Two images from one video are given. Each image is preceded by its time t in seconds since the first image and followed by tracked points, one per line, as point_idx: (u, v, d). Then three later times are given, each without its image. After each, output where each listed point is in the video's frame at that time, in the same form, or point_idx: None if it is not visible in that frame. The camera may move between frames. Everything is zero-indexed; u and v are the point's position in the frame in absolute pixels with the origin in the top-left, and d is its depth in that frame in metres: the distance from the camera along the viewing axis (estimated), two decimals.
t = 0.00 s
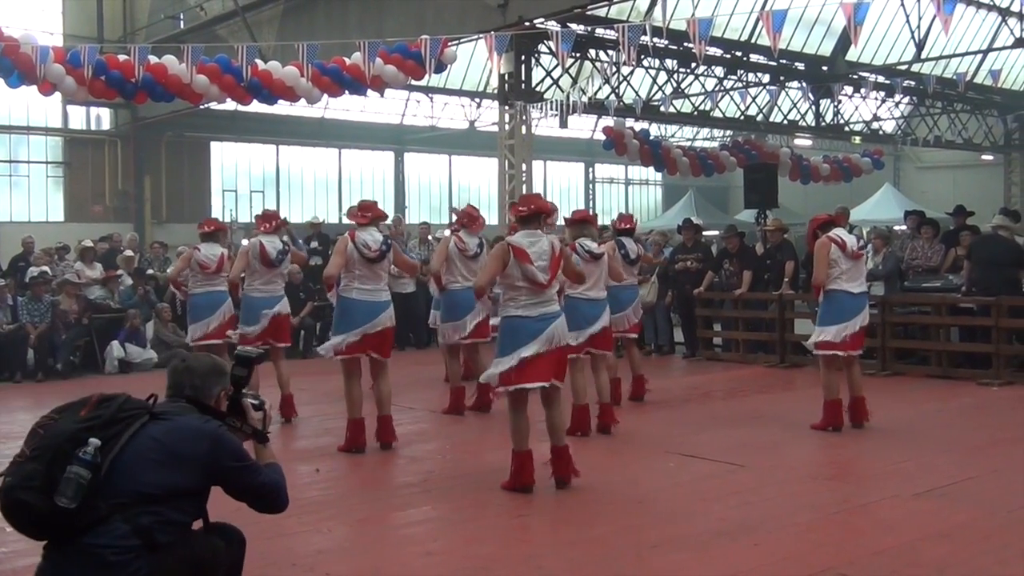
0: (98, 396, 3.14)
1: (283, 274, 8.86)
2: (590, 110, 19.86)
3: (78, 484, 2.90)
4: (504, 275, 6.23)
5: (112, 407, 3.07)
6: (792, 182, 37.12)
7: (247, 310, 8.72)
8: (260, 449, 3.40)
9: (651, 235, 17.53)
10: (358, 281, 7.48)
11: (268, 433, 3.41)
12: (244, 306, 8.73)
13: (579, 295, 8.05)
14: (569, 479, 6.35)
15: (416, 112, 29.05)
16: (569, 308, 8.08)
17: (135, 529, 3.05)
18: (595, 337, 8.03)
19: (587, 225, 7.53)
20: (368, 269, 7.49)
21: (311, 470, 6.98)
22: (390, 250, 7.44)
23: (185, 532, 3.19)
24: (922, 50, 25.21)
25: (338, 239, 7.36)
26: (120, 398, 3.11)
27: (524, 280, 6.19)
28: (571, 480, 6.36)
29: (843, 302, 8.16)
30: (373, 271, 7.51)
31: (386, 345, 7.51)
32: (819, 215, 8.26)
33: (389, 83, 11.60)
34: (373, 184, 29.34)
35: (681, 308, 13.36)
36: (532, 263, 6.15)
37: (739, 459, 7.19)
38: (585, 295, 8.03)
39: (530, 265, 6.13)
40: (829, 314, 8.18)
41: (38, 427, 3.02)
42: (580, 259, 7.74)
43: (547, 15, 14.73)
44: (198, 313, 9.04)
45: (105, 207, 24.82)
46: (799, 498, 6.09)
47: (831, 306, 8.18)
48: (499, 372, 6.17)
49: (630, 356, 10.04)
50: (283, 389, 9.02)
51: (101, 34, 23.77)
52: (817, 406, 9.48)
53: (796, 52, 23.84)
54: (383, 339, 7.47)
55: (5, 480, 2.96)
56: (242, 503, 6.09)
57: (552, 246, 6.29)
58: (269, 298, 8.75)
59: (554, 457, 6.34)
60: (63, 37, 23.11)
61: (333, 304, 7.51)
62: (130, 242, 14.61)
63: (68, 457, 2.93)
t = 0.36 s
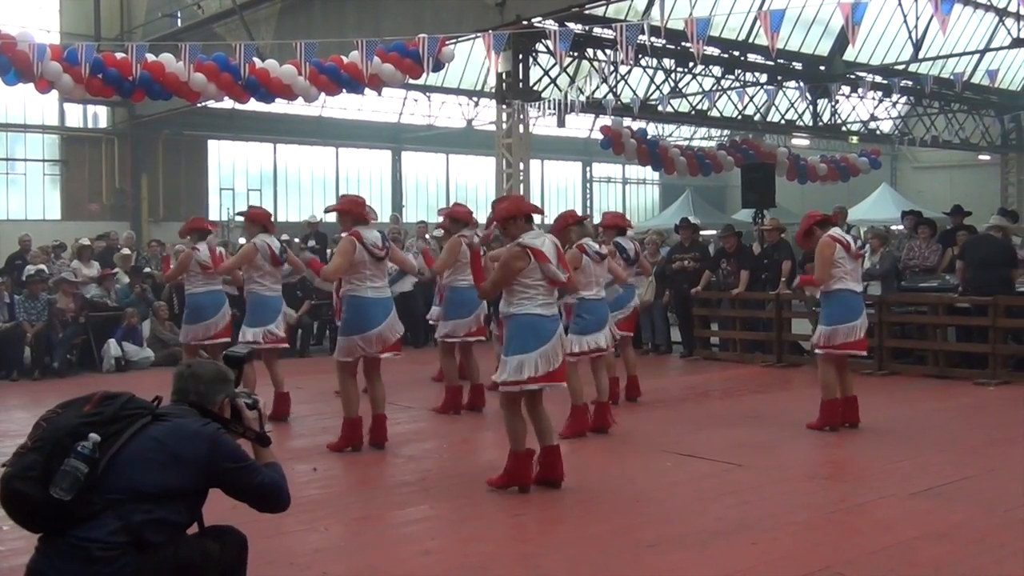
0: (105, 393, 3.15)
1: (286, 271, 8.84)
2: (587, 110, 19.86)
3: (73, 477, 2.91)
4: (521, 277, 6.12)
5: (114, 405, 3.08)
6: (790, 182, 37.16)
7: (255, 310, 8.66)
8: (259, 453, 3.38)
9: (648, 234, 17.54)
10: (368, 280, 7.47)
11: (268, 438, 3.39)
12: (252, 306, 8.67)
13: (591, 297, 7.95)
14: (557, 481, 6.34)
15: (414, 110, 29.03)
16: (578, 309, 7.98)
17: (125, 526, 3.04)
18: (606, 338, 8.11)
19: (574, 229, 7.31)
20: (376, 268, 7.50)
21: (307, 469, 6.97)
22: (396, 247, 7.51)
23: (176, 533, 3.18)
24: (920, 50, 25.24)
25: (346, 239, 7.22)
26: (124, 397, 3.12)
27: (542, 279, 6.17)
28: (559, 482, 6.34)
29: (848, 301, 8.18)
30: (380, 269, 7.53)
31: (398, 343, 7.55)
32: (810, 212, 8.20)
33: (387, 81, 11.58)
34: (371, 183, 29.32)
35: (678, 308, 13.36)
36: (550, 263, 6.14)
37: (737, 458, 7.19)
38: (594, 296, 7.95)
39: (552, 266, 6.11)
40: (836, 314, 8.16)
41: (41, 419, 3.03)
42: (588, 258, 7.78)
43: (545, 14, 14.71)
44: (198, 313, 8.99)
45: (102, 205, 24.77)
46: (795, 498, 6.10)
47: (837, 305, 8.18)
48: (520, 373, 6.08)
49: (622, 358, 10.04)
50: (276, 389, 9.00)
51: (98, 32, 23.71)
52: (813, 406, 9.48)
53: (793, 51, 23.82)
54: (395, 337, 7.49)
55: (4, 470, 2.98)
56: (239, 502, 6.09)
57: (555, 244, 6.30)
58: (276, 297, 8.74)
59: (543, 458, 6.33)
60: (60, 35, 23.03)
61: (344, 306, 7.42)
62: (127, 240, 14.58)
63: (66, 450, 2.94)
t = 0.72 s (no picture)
0: (114, 389, 3.15)
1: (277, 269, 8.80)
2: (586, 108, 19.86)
3: (86, 470, 2.91)
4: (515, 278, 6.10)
5: (125, 401, 3.09)
6: (789, 181, 37.16)
7: (248, 310, 8.61)
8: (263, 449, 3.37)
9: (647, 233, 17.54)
10: (365, 279, 7.45)
11: (272, 435, 3.38)
12: (244, 305, 8.64)
13: (585, 294, 7.92)
14: (556, 478, 6.34)
15: (413, 108, 29.03)
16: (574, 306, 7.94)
17: (136, 521, 3.04)
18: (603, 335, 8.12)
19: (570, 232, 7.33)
20: (373, 266, 7.47)
21: (306, 466, 6.98)
22: (393, 245, 7.48)
23: (184, 527, 3.18)
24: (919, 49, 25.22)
25: (347, 239, 7.13)
26: (133, 393, 3.13)
27: (536, 279, 6.17)
28: (558, 480, 6.34)
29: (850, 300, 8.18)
30: (376, 268, 7.50)
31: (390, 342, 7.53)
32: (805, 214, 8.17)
33: (386, 79, 11.57)
34: (369, 181, 29.31)
35: (677, 307, 13.36)
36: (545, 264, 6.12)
37: (735, 457, 7.20)
38: (590, 294, 7.93)
39: (547, 268, 6.10)
40: (842, 313, 8.14)
41: (51, 415, 3.04)
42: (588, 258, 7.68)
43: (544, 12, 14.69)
44: (194, 309, 8.98)
45: (101, 202, 24.75)
46: (793, 496, 6.11)
47: (841, 304, 8.15)
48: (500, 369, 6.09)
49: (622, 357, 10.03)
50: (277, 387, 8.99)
51: (97, 29, 23.70)
52: (812, 405, 9.49)
53: (792, 51, 23.79)
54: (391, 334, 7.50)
55: (15, 463, 2.97)
56: (238, 499, 6.09)
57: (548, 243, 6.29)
58: (270, 297, 8.71)
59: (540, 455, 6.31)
60: (59, 32, 22.98)
61: (341, 304, 7.42)
62: (125, 237, 14.58)
63: (78, 444, 2.95)
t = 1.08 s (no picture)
0: (118, 386, 3.17)
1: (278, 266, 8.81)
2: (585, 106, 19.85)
3: (92, 466, 2.92)
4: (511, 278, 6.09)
5: (129, 397, 3.10)
6: (789, 179, 37.16)
7: (248, 308, 8.64)
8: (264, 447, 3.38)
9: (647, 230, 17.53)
10: (366, 276, 7.47)
11: (273, 432, 3.40)
12: (243, 303, 8.66)
13: (585, 290, 7.93)
14: (556, 477, 6.35)
15: (413, 106, 29.04)
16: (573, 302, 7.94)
17: (141, 516, 3.04)
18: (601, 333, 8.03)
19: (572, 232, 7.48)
20: (374, 263, 7.49)
21: (306, 464, 6.98)
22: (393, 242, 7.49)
23: (189, 523, 3.18)
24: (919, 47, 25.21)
25: (347, 236, 7.12)
26: (137, 390, 3.15)
27: (532, 280, 6.16)
28: (558, 478, 6.35)
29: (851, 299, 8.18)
30: (376, 265, 7.52)
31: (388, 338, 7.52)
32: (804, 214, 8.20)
33: (386, 77, 11.57)
34: (369, 179, 29.29)
35: (677, 305, 13.37)
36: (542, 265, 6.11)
37: (735, 455, 7.20)
38: (590, 291, 7.94)
39: (544, 269, 6.08)
40: (843, 312, 8.14)
41: (55, 411, 3.04)
42: (587, 256, 7.69)
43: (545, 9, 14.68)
44: (198, 305, 8.98)
45: (101, 200, 24.74)
46: (793, 494, 6.11)
47: (842, 303, 8.16)
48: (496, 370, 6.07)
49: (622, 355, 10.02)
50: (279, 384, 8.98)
51: (97, 26, 23.71)
52: (812, 402, 9.49)
53: (792, 48, 23.78)
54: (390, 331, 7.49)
55: (20, 459, 2.97)
56: (239, 496, 6.10)
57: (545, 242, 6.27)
58: (268, 294, 8.72)
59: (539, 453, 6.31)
60: (60, 29, 22.96)
61: (342, 300, 7.44)
62: (125, 235, 14.57)
63: (84, 440, 2.96)
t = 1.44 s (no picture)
0: (115, 381, 3.17)
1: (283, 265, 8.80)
2: (586, 103, 19.84)
3: (88, 461, 2.92)
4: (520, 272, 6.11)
5: (127, 393, 3.10)
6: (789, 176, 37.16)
7: (248, 304, 8.65)
8: (261, 444, 3.38)
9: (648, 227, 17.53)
10: (369, 273, 7.46)
11: (270, 429, 3.39)
12: (246, 300, 8.66)
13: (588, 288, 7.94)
14: (556, 474, 6.35)
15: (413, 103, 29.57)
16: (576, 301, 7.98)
17: (138, 510, 3.04)
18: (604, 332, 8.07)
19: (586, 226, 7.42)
20: (377, 260, 7.47)
21: (307, 461, 6.99)
22: (397, 239, 7.47)
23: (186, 518, 3.18)
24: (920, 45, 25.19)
25: (348, 231, 7.15)
26: (134, 386, 3.14)
27: (541, 273, 6.15)
28: (558, 476, 6.36)
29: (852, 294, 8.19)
30: (381, 262, 7.51)
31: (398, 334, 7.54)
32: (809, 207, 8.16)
33: (386, 74, 11.57)
34: (370, 176, 29.30)
35: (678, 303, 13.37)
36: (549, 257, 6.12)
37: (736, 452, 7.20)
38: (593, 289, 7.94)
39: (552, 262, 6.11)
40: (841, 307, 8.16)
41: (53, 406, 3.04)
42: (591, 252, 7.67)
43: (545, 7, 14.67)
44: (204, 304, 8.98)
45: (102, 197, 24.75)
46: (793, 491, 6.11)
47: (841, 299, 8.18)
48: (516, 369, 6.11)
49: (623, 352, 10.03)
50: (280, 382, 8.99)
51: (98, 24, 23.74)
52: (813, 400, 9.50)
53: (793, 45, 23.76)
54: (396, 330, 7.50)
55: (16, 454, 2.97)
56: (240, 493, 6.10)
57: (553, 236, 6.27)
58: (269, 292, 8.70)
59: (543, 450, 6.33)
60: (60, 26, 22.94)
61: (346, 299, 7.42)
62: (126, 232, 14.57)
63: (81, 435, 2.95)
